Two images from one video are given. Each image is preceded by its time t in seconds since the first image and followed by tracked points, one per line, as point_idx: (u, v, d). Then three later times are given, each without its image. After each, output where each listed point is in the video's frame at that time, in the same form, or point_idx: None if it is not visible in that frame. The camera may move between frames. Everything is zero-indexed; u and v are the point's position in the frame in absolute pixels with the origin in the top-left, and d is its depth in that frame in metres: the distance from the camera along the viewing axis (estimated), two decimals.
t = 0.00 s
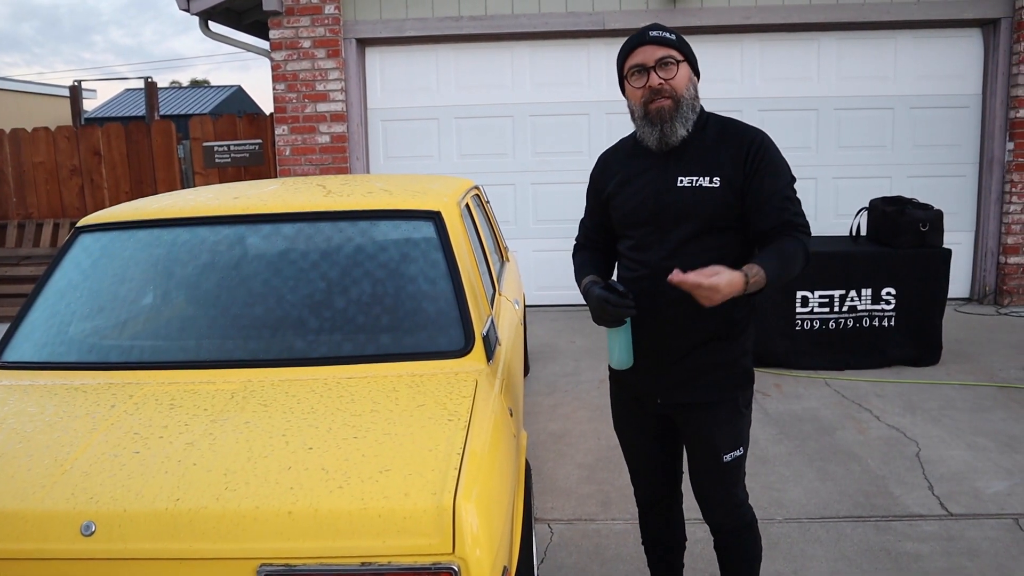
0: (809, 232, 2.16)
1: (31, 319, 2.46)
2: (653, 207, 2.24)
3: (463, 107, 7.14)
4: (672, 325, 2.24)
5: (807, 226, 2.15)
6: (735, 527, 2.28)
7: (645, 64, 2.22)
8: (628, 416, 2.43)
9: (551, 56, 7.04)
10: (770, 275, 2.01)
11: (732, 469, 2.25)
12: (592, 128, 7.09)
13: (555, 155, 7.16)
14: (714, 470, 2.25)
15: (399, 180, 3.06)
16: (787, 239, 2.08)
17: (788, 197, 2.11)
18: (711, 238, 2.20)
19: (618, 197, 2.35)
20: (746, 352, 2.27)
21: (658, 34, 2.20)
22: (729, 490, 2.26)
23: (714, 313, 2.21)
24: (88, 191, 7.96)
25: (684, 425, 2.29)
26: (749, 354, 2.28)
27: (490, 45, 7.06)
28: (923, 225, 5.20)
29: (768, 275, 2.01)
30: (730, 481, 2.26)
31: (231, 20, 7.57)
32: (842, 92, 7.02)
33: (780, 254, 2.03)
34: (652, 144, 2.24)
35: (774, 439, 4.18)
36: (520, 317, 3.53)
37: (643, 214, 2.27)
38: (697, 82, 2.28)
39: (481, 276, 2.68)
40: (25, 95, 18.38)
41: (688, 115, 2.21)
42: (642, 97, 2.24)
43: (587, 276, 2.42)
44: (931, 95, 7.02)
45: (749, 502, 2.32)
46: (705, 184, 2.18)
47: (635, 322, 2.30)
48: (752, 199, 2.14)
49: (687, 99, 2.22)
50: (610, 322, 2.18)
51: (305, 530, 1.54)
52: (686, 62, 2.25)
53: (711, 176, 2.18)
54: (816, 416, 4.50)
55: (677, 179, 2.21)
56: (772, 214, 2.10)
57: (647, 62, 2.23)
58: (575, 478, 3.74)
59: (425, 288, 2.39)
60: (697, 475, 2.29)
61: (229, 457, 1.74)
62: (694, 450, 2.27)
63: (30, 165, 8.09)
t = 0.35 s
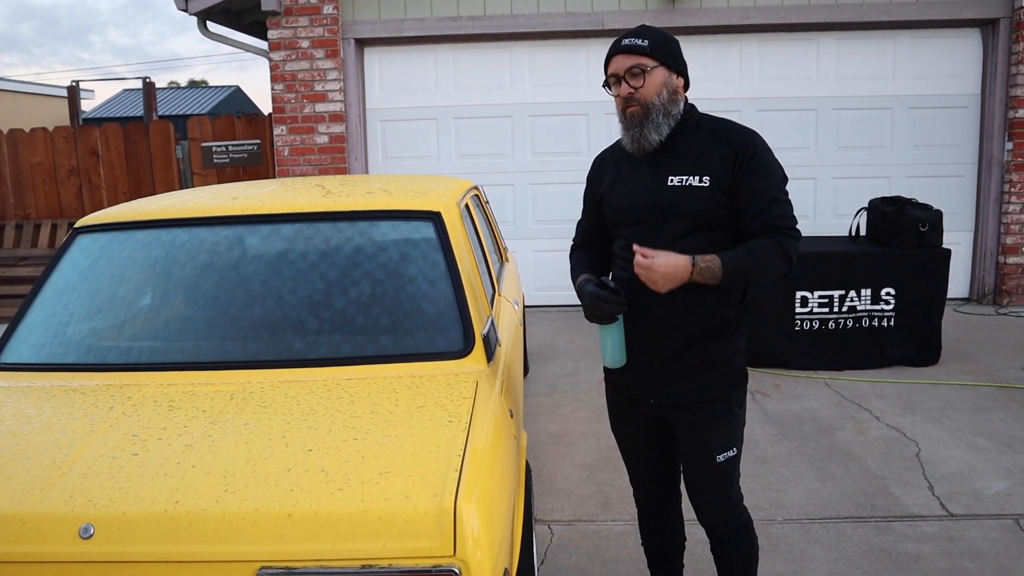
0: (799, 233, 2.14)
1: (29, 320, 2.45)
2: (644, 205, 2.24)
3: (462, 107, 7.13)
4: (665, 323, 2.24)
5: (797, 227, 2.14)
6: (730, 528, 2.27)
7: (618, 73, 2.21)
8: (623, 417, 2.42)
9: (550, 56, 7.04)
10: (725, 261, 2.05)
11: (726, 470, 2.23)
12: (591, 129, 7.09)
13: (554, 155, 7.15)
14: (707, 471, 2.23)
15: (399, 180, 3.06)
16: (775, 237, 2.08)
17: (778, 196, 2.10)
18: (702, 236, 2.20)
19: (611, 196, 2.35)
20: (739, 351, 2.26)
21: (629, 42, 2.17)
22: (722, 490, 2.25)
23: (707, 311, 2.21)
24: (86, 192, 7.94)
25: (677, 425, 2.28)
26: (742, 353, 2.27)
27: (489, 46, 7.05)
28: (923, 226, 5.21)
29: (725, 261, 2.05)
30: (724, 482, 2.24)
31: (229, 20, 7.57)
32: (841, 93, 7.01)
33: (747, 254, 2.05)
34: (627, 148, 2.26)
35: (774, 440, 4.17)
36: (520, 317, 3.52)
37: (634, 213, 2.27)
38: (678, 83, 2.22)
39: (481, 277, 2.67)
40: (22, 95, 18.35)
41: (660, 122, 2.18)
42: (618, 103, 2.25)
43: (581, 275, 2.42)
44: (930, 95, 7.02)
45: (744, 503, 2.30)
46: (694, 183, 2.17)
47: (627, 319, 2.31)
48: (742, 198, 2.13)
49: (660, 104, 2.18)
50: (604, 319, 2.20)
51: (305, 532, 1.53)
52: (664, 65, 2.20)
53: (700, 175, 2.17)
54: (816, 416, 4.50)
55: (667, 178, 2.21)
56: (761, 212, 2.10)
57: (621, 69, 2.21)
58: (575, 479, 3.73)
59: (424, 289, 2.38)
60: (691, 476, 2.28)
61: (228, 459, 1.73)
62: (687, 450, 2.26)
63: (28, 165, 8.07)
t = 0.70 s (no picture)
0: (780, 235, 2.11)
1: (29, 322, 2.45)
2: (630, 208, 2.25)
3: (463, 109, 7.14)
4: (655, 324, 2.24)
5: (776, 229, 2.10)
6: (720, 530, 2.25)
7: (625, 69, 2.23)
8: (616, 416, 2.43)
9: (550, 58, 7.05)
10: (709, 274, 1.99)
11: (713, 471, 2.21)
12: (591, 130, 7.09)
13: (554, 157, 7.15)
14: (693, 471, 2.22)
15: (399, 182, 3.06)
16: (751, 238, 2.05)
17: (757, 197, 2.08)
18: (684, 238, 2.19)
19: (603, 200, 2.37)
20: (727, 351, 2.24)
21: (638, 38, 2.21)
22: (709, 491, 2.22)
23: (694, 311, 2.20)
24: (86, 194, 7.94)
25: (666, 425, 2.27)
26: (733, 353, 2.26)
27: (489, 47, 7.06)
28: (923, 227, 5.21)
29: (710, 275, 1.99)
30: (711, 483, 2.22)
31: (229, 23, 7.58)
32: (841, 94, 7.02)
33: (725, 261, 2.01)
34: (632, 148, 2.25)
35: (774, 441, 4.17)
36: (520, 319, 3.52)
37: (622, 216, 2.28)
38: (678, 84, 2.29)
39: (481, 279, 2.68)
40: (22, 97, 18.37)
41: (668, 118, 2.21)
42: (623, 100, 2.25)
43: (577, 277, 2.44)
44: (929, 97, 7.02)
45: (733, 504, 2.27)
46: (676, 184, 2.17)
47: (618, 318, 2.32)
48: (721, 200, 2.11)
49: (668, 101, 2.22)
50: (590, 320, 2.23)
51: (304, 533, 1.53)
52: (666, 65, 2.26)
53: (683, 177, 2.17)
54: (816, 418, 4.50)
55: (651, 181, 2.21)
56: (739, 212, 2.07)
57: (628, 65, 2.24)
58: (575, 481, 3.73)
59: (424, 290, 2.38)
60: (680, 477, 2.27)
61: (229, 460, 1.73)
62: (675, 449, 2.25)
63: (29, 167, 8.08)
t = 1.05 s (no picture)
0: (791, 251, 2.12)
1: (27, 323, 2.45)
2: (635, 209, 2.24)
3: (461, 109, 7.13)
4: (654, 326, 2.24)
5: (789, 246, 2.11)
6: (720, 532, 2.23)
7: (644, 65, 2.21)
8: (613, 417, 2.43)
9: (548, 59, 7.05)
10: (712, 299, 2.07)
11: (712, 472, 2.20)
12: (590, 131, 7.09)
13: (553, 158, 7.15)
14: (693, 473, 2.21)
15: (397, 182, 3.05)
16: (760, 258, 2.07)
17: (769, 213, 2.08)
18: (689, 244, 2.19)
19: (607, 195, 2.36)
20: (724, 353, 2.24)
21: (662, 36, 2.18)
22: (708, 492, 2.21)
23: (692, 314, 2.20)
24: (85, 195, 7.93)
25: (664, 427, 2.26)
26: (729, 355, 2.25)
27: (487, 48, 7.06)
28: (922, 228, 5.22)
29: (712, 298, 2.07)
30: (711, 485, 2.21)
31: (228, 24, 7.57)
32: (840, 95, 7.02)
33: (730, 283, 2.06)
34: (639, 145, 2.24)
35: (773, 442, 4.17)
36: (519, 321, 3.52)
37: (626, 216, 2.27)
38: (695, 90, 2.27)
39: (480, 280, 2.67)
40: (21, 99, 18.36)
41: (679, 123, 2.19)
42: (637, 97, 2.24)
43: (577, 273, 2.44)
44: (928, 97, 7.02)
45: (732, 503, 2.25)
46: (685, 190, 2.16)
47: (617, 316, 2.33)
48: (732, 212, 2.12)
49: (682, 105, 2.20)
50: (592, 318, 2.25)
51: (302, 534, 1.52)
52: (686, 69, 2.24)
53: (693, 184, 2.15)
54: (816, 418, 4.49)
55: (660, 183, 2.20)
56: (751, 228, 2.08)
57: (648, 63, 2.21)
58: (574, 482, 3.72)
59: (422, 291, 2.38)
60: (678, 479, 2.25)
61: (227, 461, 1.73)
62: (674, 451, 2.24)
63: (27, 168, 8.07)
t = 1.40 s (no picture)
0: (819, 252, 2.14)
1: (26, 323, 2.44)
2: (661, 209, 2.23)
3: (461, 110, 7.13)
4: (679, 330, 2.23)
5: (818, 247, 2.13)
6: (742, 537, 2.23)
7: (682, 55, 2.20)
8: (627, 422, 2.42)
9: (547, 59, 7.04)
10: (748, 297, 2.04)
11: (737, 476, 2.22)
12: (589, 131, 7.09)
13: (552, 158, 7.15)
14: (718, 478, 2.22)
15: (396, 183, 3.04)
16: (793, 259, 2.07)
17: (801, 214, 2.09)
18: (716, 246, 2.19)
19: (628, 195, 2.33)
20: (747, 359, 2.25)
21: (705, 29, 2.17)
22: (732, 497, 2.22)
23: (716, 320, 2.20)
24: (84, 196, 7.93)
25: (686, 432, 2.26)
26: (750, 361, 2.27)
27: (486, 49, 7.05)
28: (922, 228, 5.21)
29: (748, 296, 2.05)
30: (735, 490, 2.22)
31: (227, 24, 7.57)
32: (840, 95, 7.01)
33: (765, 281, 2.05)
34: (666, 137, 2.22)
35: (774, 442, 4.16)
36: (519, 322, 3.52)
37: (650, 215, 2.26)
38: (728, 88, 2.27)
39: (479, 280, 2.66)
40: (21, 99, 18.36)
41: (709, 118, 2.18)
42: (670, 86, 2.22)
43: (594, 273, 2.41)
44: (928, 98, 7.02)
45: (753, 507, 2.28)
46: (716, 191, 2.15)
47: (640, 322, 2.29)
48: (763, 213, 2.11)
49: (714, 101, 2.19)
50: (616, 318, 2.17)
51: (301, 535, 1.52)
52: (723, 66, 2.23)
53: (723, 184, 2.15)
54: (816, 419, 4.49)
55: (688, 183, 2.19)
56: (783, 229, 2.08)
57: (686, 54, 2.20)
58: (574, 482, 3.72)
59: (422, 292, 2.37)
60: (701, 484, 2.26)
61: (225, 462, 1.72)
62: (697, 457, 2.24)
63: (26, 168, 8.07)
